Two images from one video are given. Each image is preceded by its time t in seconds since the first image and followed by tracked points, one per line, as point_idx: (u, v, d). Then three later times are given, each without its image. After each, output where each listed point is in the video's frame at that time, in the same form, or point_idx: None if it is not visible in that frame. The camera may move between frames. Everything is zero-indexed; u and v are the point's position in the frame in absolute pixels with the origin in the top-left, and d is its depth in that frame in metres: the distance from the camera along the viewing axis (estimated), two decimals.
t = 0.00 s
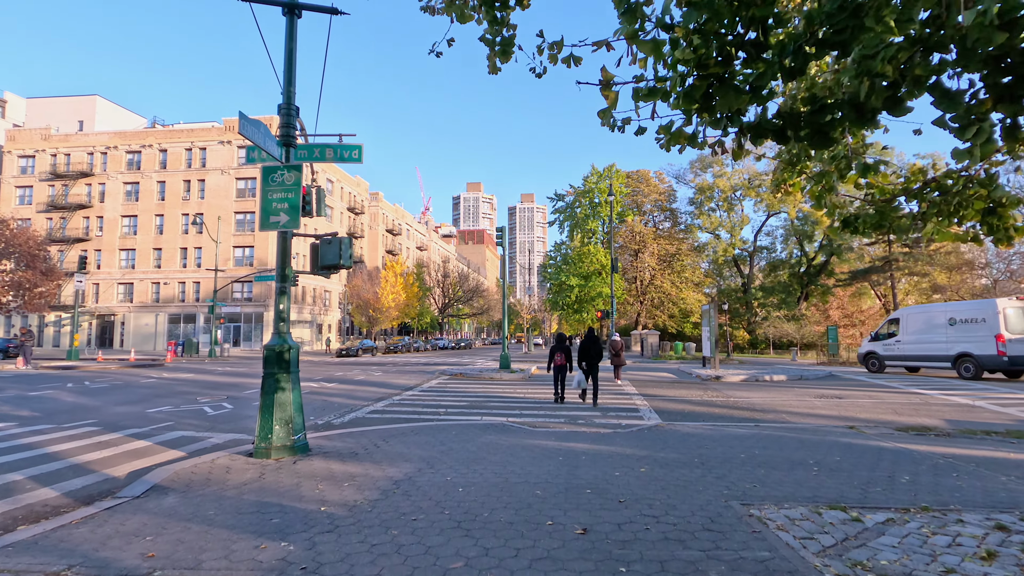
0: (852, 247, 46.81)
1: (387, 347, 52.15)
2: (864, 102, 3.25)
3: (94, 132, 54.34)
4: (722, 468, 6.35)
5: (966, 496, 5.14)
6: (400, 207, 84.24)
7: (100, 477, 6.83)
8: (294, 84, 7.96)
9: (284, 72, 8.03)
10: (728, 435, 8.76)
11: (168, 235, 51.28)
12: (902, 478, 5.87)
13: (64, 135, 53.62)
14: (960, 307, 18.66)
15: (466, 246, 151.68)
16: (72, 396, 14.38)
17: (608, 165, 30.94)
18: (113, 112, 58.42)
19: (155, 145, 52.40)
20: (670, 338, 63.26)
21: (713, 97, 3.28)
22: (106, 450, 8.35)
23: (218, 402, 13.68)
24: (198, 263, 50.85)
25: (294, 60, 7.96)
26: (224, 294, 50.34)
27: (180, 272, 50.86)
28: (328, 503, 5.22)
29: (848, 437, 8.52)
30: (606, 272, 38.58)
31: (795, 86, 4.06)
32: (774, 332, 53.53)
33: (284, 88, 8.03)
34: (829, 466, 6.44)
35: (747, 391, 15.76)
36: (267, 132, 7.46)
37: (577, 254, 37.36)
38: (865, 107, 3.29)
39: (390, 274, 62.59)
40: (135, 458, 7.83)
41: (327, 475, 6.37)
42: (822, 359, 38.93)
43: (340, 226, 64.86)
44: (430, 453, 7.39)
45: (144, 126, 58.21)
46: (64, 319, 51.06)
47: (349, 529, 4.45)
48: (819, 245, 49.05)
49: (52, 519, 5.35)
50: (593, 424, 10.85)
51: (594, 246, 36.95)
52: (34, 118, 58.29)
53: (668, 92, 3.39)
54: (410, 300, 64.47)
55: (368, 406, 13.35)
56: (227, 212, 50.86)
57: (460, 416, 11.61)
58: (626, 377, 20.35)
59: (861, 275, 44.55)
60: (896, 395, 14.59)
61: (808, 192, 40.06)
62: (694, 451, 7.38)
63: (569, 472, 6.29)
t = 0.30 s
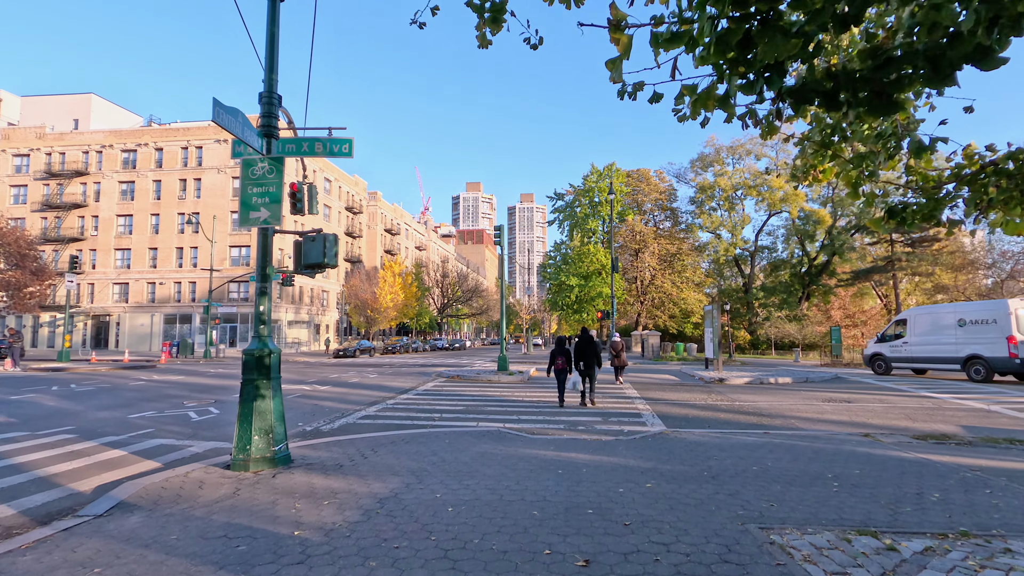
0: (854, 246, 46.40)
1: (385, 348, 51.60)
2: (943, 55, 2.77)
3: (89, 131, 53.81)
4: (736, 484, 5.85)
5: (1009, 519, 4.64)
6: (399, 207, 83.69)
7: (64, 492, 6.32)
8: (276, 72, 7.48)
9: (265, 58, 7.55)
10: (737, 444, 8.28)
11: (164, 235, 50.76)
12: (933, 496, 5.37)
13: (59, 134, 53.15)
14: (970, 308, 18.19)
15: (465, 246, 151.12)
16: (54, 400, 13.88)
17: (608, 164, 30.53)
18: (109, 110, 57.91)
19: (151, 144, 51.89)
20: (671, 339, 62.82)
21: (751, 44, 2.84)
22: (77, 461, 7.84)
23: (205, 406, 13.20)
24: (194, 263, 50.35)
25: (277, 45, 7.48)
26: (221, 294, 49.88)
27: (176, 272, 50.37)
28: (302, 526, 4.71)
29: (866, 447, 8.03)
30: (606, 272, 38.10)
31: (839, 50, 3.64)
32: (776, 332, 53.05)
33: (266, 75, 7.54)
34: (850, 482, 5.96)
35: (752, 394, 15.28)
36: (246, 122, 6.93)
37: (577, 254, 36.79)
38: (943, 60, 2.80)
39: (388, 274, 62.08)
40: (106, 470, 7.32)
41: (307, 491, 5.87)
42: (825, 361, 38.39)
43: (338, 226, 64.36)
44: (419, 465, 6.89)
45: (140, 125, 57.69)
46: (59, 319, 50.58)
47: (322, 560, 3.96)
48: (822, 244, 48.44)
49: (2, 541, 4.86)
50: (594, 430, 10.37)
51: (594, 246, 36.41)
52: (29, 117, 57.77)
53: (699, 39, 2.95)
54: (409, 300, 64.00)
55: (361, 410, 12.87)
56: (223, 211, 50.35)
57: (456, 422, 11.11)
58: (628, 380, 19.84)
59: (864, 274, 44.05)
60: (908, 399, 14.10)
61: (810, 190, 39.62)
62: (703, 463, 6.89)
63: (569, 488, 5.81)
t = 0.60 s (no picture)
0: (856, 245, 45.94)
1: (381, 348, 51.05)
2: None
3: (84, 127, 53.26)
4: (743, 494, 5.36)
5: None
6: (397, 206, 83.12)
7: (14, 502, 5.82)
8: (249, 51, 7.01)
9: (238, 37, 7.07)
10: (743, 449, 7.78)
11: (159, 233, 50.23)
12: (963, 509, 4.87)
13: (52, 131, 52.60)
14: (978, 306, 17.69)
15: (464, 245, 150.62)
16: (31, 401, 13.38)
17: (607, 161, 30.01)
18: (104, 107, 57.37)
19: (145, 141, 51.36)
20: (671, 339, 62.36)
21: None
22: (38, 467, 7.34)
23: (187, 407, 12.72)
24: (188, 262, 49.84)
25: (251, 22, 7.01)
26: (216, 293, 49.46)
27: (171, 270, 49.87)
28: (261, 544, 4.20)
29: (880, 452, 7.53)
30: (605, 271, 37.64)
31: None
32: (777, 332, 52.56)
33: (238, 55, 7.07)
34: (867, 492, 5.46)
35: (755, 395, 14.80)
36: (214, 102, 6.35)
37: (576, 252, 36.28)
38: None
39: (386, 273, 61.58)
40: (66, 477, 6.83)
41: (275, 503, 5.35)
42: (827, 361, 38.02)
43: (335, 224, 63.83)
44: (400, 473, 6.38)
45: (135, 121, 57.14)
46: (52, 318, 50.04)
47: None
48: (824, 242, 47.38)
49: None
50: (591, 434, 9.88)
51: (593, 244, 35.93)
52: (22, 114, 57.22)
53: None
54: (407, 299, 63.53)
55: (349, 412, 12.36)
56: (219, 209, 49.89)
57: (446, 425, 10.62)
58: (627, 379, 19.36)
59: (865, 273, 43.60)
60: (916, 400, 13.62)
61: (812, 189, 39.18)
62: (706, 470, 6.39)
63: (561, 499, 5.30)
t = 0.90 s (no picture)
0: (857, 244, 45.58)
1: (379, 348, 50.54)
2: None
3: (78, 125, 52.72)
4: (755, 510, 4.89)
5: None
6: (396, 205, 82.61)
7: None
8: (223, 29, 6.51)
9: (210, 14, 6.57)
10: (751, 456, 7.29)
11: (154, 232, 49.69)
12: (1001, 529, 4.40)
13: (46, 129, 51.99)
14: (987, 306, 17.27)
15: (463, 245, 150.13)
16: (9, 404, 12.91)
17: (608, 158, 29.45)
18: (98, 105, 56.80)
19: (139, 139, 50.84)
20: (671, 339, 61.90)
21: None
22: None
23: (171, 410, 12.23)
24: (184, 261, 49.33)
25: None
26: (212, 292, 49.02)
27: (166, 269, 49.38)
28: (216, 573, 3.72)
29: (899, 461, 7.03)
30: (605, 270, 37.20)
31: None
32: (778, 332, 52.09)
33: (211, 33, 6.57)
34: (893, 507, 4.98)
35: (760, 397, 14.32)
36: (181, 82, 5.87)
37: (575, 251, 35.80)
38: None
39: (383, 272, 61.07)
40: (26, 487, 6.35)
41: (242, 520, 4.87)
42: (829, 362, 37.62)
43: (332, 223, 63.33)
44: (383, 484, 5.89)
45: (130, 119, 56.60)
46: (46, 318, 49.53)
47: None
48: (823, 243, 48.04)
49: None
50: (591, 439, 9.40)
51: (593, 243, 35.48)
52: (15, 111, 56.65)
53: None
54: (405, 299, 63.05)
55: (338, 415, 11.85)
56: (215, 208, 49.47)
57: (437, 429, 10.14)
58: (626, 380, 18.90)
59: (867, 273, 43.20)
60: (927, 403, 13.16)
61: (813, 187, 38.81)
62: (713, 481, 5.91)
63: (556, 515, 4.83)
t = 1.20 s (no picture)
0: (859, 244, 45.16)
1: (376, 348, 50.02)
2: None
3: (72, 123, 52.20)
4: (777, 532, 4.37)
5: None
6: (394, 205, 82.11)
7: None
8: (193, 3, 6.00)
9: None
10: (765, 467, 6.78)
11: (149, 231, 49.15)
12: None
13: (41, 127, 51.51)
14: (1000, 305, 16.83)
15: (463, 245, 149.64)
16: None
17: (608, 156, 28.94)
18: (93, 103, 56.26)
19: (134, 137, 50.35)
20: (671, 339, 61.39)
21: None
22: None
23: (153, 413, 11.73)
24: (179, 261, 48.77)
25: None
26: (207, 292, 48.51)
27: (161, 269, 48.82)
28: None
29: (924, 472, 6.53)
30: (605, 270, 36.76)
31: None
32: (779, 333, 51.65)
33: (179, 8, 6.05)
34: (929, 528, 4.47)
35: (766, 400, 13.81)
36: (143, 59, 5.36)
37: (575, 250, 35.30)
38: None
39: (381, 272, 60.50)
40: None
41: (202, 544, 4.34)
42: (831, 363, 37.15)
43: (329, 222, 62.89)
44: (365, 501, 5.37)
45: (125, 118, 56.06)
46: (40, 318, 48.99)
47: None
48: (825, 243, 47.83)
49: None
50: (591, 446, 8.89)
51: (593, 242, 35.00)
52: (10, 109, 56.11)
53: None
54: (403, 298, 62.53)
55: (327, 419, 11.33)
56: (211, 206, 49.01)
57: (430, 435, 9.62)
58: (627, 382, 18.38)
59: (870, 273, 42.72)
60: (941, 406, 12.63)
61: (815, 186, 38.38)
62: (726, 497, 5.39)
63: (554, 538, 4.31)
